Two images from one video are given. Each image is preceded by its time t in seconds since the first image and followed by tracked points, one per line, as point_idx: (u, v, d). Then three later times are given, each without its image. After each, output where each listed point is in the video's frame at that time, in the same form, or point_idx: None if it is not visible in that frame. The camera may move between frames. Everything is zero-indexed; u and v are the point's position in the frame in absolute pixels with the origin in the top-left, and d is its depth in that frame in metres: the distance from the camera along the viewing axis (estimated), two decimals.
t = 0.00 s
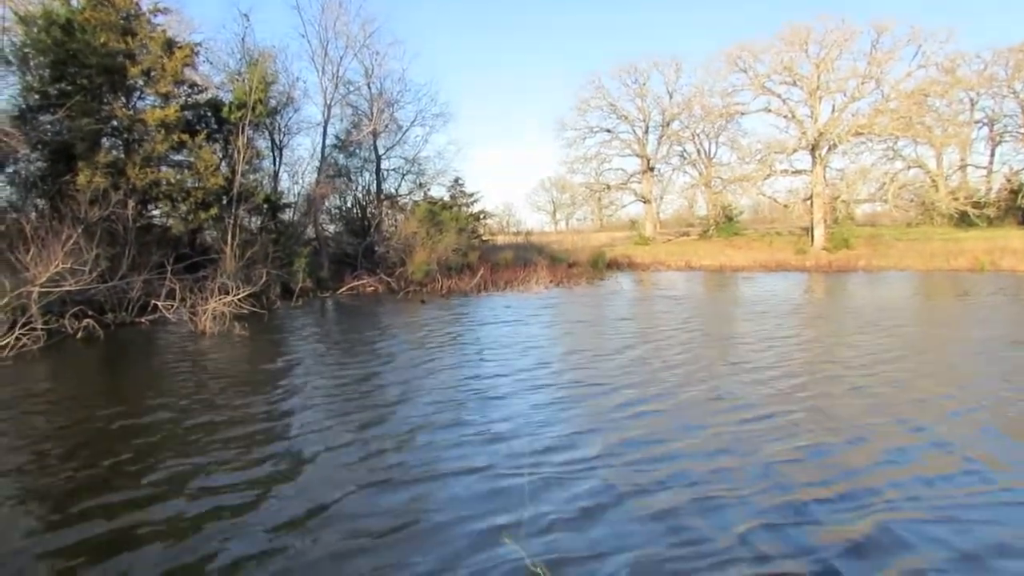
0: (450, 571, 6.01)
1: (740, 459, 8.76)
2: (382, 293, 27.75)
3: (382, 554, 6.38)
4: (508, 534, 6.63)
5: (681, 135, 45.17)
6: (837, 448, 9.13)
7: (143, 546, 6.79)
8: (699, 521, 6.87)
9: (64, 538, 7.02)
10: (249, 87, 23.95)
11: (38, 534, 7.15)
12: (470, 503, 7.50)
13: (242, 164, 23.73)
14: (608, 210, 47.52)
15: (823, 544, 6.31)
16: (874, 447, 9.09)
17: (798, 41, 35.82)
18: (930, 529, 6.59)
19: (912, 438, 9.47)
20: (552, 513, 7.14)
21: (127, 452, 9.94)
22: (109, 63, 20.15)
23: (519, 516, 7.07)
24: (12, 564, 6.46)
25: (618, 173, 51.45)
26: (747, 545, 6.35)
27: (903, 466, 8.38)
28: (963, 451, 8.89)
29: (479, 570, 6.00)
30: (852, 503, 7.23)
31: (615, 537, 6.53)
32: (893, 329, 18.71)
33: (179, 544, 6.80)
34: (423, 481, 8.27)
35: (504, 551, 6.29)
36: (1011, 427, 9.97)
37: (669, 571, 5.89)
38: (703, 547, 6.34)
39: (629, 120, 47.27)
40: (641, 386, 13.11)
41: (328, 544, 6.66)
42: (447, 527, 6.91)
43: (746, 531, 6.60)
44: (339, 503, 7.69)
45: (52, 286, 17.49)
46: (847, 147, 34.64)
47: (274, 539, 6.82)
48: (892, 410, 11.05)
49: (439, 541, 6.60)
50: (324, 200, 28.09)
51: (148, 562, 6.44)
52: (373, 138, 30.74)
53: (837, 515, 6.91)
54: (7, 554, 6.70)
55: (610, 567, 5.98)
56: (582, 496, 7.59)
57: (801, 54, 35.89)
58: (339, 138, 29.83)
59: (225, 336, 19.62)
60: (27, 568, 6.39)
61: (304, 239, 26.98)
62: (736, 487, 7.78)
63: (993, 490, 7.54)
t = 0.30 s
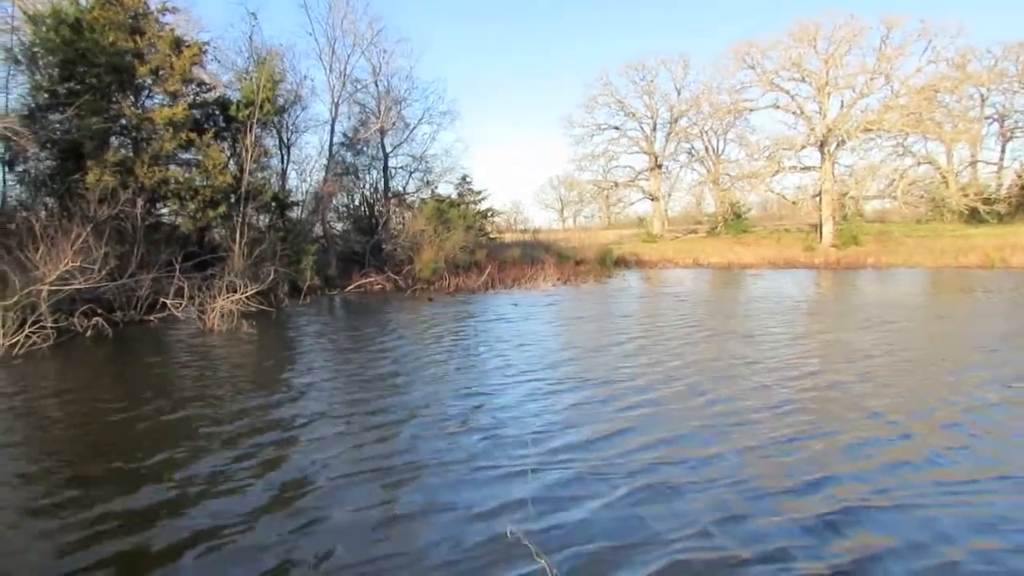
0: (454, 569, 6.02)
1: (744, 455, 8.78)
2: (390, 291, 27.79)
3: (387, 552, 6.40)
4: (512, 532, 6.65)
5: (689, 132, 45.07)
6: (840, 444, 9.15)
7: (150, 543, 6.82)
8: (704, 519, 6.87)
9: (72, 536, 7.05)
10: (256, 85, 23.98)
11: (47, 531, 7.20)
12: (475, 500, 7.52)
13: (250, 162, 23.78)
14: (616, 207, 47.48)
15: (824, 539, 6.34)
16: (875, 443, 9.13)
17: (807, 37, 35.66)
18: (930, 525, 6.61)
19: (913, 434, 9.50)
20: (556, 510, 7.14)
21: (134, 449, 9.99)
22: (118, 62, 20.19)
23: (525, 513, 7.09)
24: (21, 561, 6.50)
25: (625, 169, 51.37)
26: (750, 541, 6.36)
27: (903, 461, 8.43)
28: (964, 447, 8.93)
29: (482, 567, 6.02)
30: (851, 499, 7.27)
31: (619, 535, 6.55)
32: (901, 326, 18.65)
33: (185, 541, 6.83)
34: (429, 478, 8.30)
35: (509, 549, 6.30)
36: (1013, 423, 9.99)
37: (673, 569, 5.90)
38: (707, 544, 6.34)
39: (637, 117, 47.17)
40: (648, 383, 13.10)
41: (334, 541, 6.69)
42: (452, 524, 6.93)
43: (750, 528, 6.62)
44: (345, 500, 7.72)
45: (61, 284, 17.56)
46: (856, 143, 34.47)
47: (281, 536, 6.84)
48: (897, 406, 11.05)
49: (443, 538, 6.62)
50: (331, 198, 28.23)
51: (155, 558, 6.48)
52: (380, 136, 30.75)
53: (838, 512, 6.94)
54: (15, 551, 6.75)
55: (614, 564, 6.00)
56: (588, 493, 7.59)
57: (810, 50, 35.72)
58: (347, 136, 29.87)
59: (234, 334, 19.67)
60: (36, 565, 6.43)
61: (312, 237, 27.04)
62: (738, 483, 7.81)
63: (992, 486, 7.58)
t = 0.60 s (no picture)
0: (468, 570, 5.95)
1: (752, 454, 8.78)
2: (393, 288, 27.75)
3: (400, 552, 6.33)
4: (526, 532, 6.59)
5: (694, 131, 45.09)
6: (848, 444, 9.15)
7: (159, 541, 6.75)
8: (717, 520, 6.83)
9: (84, 533, 7.01)
10: (262, 82, 23.93)
11: (55, 528, 7.13)
12: (487, 499, 7.46)
13: (255, 159, 23.75)
14: (620, 206, 47.53)
15: (836, 541, 6.32)
16: (886, 444, 9.11)
17: (813, 37, 35.67)
18: (939, 526, 6.60)
19: (921, 434, 9.50)
20: (570, 511, 7.08)
21: (142, 445, 9.92)
22: (123, 57, 20.15)
23: (539, 513, 7.03)
24: (29, 559, 6.43)
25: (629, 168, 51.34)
26: (764, 542, 6.32)
27: (911, 461, 8.43)
28: (971, 448, 8.92)
29: (497, 568, 5.96)
30: (859, 500, 7.27)
31: (633, 535, 6.52)
32: (907, 328, 18.64)
33: (196, 539, 6.76)
34: (440, 476, 8.24)
35: (523, 550, 6.24)
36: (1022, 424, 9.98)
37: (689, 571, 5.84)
38: (722, 546, 6.28)
39: (641, 115, 47.15)
40: (656, 382, 13.06)
41: (346, 541, 6.62)
42: (464, 523, 6.87)
43: (764, 529, 6.57)
44: (356, 499, 7.65)
45: (66, 279, 17.51)
46: (862, 144, 34.48)
47: (292, 535, 6.78)
48: (905, 406, 11.04)
49: (456, 538, 6.55)
50: (336, 195, 28.27)
51: (165, 557, 6.41)
52: (385, 134, 30.72)
53: (849, 512, 6.92)
54: (23, 549, 6.68)
55: (629, 567, 5.93)
56: (601, 494, 7.54)
57: (815, 50, 35.74)
58: (352, 133, 29.85)
59: (238, 330, 19.63)
60: (44, 563, 6.35)
61: (315, 234, 27.00)
62: (749, 484, 7.78)
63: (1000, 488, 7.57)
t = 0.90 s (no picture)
0: (471, 568, 5.93)
1: (754, 452, 8.74)
2: (396, 285, 27.74)
3: (401, 551, 6.29)
4: (528, 532, 6.54)
5: (697, 127, 45.02)
6: (849, 442, 9.12)
7: (160, 540, 6.71)
8: (720, 519, 6.78)
9: (88, 529, 7.01)
10: (264, 79, 23.93)
11: (59, 525, 7.13)
12: (489, 497, 7.40)
13: (257, 155, 23.76)
14: (623, 202, 47.49)
15: (837, 540, 6.29)
16: (890, 441, 9.10)
17: (816, 32, 35.57)
18: (936, 524, 6.59)
19: (921, 432, 9.48)
20: (572, 507, 7.09)
21: (143, 443, 9.87)
22: (125, 54, 20.15)
23: (541, 511, 6.97)
24: (29, 559, 6.38)
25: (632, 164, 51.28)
26: (767, 541, 6.29)
27: (911, 459, 8.41)
28: (972, 446, 8.90)
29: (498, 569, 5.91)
30: (858, 497, 7.26)
31: (636, 530, 6.53)
32: (910, 324, 18.59)
33: (197, 538, 6.72)
34: (442, 475, 8.18)
35: (525, 550, 6.18)
36: None
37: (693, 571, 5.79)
38: (724, 545, 6.24)
39: (645, 112, 47.08)
40: (660, 379, 13.00)
41: (348, 540, 6.56)
42: (467, 522, 6.82)
43: (765, 528, 6.53)
44: (357, 497, 7.60)
45: (68, 276, 17.50)
46: (865, 140, 34.40)
47: (292, 534, 6.72)
48: (907, 404, 11.00)
49: (457, 537, 6.50)
50: (338, 191, 28.28)
51: (166, 556, 6.36)
52: (388, 130, 30.71)
53: (850, 511, 6.89)
54: (25, 549, 6.64)
55: (632, 568, 5.88)
56: (604, 492, 7.47)
57: (819, 46, 35.66)
58: (355, 129, 29.84)
59: (240, 327, 19.63)
60: (45, 563, 6.31)
61: (318, 230, 27.00)
62: (751, 481, 7.74)
63: (1000, 485, 7.55)
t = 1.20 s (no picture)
0: (470, 561, 5.93)
1: (755, 450, 8.72)
2: (399, 283, 27.73)
3: (398, 547, 6.25)
4: (526, 529, 6.49)
5: (700, 125, 44.97)
6: (849, 438, 9.12)
7: (158, 535, 6.68)
8: (721, 516, 6.74)
9: (88, 524, 7.00)
10: (267, 77, 23.94)
11: (59, 520, 7.12)
12: (488, 494, 7.36)
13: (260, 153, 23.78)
14: (626, 201, 47.47)
15: (837, 536, 6.25)
16: (890, 438, 9.10)
17: (820, 30, 35.51)
18: (937, 521, 6.55)
19: (922, 430, 9.45)
20: (571, 503, 7.09)
21: (143, 441, 9.85)
22: (128, 51, 20.17)
23: (540, 509, 6.93)
24: (27, 554, 6.35)
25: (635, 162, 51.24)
26: (766, 538, 6.25)
27: (912, 456, 8.38)
28: (973, 443, 8.86)
29: (496, 565, 5.86)
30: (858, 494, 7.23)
31: (634, 525, 6.53)
32: (913, 323, 18.53)
33: (194, 533, 6.69)
34: (441, 472, 8.16)
35: (524, 546, 6.14)
36: None
37: (693, 567, 5.74)
38: (722, 540, 6.22)
39: (648, 110, 47.04)
40: (661, 378, 12.96)
41: (346, 536, 6.52)
42: (466, 519, 6.78)
43: (765, 525, 6.49)
44: (356, 494, 7.56)
45: (71, 274, 17.49)
46: (869, 138, 34.33)
47: (291, 530, 6.68)
48: (908, 402, 10.96)
49: (455, 534, 6.45)
50: (341, 189, 28.29)
51: (164, 551, 6.33)
52: (391, 128, 30.72)
53: (850, 508, 6.86)
54: (22, 544, 6.60)
55: (629, 561, 5.89)
56: (604, 489, 7.43)
57: (822, 44, 35.60)
58: (357, 127, 29.87)
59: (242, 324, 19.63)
60: (46, 557, 6.30)
61: (320, 229, 27.01)
62: (751, 478, 7.70)
63: (1000, 482, 7.52)
